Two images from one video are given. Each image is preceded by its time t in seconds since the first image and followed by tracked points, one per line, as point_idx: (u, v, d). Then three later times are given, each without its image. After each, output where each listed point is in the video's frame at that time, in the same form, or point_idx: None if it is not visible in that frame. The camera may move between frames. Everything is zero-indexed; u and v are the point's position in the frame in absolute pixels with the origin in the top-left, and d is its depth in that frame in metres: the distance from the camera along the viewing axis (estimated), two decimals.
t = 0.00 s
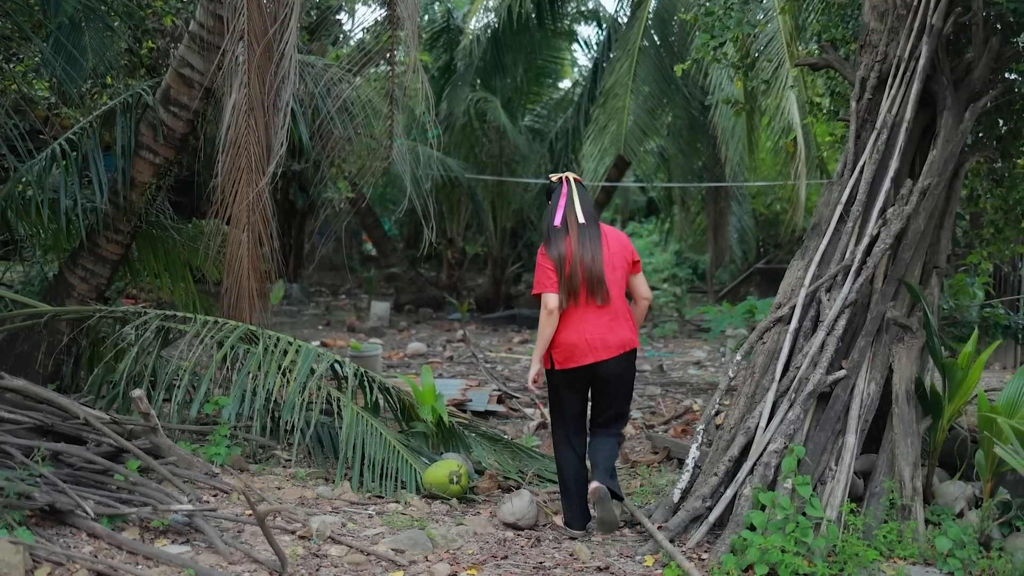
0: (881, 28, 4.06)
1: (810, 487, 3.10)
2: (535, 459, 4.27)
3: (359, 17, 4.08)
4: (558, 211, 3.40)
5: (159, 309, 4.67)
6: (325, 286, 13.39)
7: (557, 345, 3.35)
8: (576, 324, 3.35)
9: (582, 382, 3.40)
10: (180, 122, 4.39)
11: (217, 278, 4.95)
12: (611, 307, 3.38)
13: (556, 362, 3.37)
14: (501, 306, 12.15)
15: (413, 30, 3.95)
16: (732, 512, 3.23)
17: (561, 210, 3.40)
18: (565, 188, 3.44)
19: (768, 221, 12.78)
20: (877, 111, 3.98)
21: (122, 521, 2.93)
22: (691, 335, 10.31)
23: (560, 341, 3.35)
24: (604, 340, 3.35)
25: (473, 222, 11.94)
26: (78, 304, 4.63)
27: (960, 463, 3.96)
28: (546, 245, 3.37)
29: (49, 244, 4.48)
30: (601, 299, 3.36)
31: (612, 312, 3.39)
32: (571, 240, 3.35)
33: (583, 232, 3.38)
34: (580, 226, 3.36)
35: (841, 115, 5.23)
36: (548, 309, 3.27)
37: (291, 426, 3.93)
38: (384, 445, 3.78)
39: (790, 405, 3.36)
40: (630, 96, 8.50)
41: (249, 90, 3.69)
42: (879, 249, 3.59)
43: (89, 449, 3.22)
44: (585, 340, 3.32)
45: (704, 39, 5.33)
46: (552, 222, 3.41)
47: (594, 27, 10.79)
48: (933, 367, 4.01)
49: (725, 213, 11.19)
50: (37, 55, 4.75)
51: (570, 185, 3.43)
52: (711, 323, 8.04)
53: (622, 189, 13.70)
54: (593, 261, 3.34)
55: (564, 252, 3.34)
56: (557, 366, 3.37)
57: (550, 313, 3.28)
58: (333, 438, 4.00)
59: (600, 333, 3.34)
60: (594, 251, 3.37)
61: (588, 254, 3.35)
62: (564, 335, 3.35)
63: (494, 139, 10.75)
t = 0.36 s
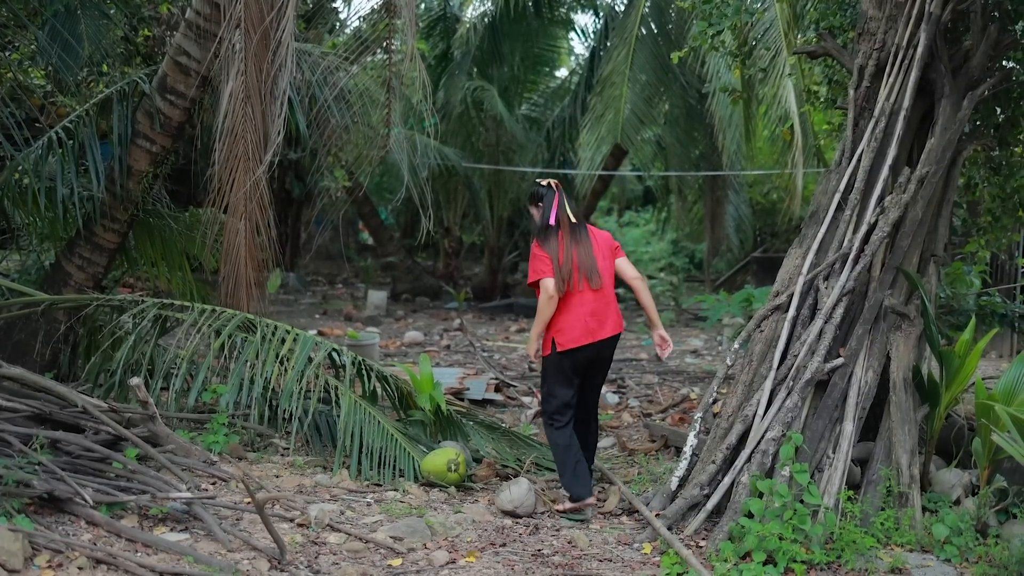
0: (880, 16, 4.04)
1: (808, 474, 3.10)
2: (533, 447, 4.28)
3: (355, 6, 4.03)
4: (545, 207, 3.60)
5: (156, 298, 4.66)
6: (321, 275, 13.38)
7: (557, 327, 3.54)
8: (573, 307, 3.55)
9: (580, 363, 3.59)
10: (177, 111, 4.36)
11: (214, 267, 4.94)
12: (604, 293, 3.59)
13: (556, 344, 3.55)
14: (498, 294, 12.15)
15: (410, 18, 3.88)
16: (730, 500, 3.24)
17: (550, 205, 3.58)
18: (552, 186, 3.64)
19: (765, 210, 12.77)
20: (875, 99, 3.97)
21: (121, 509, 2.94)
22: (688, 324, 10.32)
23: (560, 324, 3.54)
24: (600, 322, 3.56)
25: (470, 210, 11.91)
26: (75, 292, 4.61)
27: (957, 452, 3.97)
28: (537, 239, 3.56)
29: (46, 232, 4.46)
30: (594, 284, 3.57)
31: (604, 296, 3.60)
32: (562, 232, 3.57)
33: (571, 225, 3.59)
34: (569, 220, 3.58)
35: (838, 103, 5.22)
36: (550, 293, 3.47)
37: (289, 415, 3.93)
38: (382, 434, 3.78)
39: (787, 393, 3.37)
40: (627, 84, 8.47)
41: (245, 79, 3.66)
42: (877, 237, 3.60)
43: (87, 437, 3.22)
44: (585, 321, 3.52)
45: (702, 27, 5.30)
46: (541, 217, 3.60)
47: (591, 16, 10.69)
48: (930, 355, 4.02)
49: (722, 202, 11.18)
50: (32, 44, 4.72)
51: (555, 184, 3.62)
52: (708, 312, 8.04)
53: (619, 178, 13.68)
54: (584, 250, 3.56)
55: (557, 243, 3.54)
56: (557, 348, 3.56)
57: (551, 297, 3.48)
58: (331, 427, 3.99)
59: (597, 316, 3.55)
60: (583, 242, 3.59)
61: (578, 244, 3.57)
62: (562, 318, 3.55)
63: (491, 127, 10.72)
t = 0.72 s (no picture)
0: (878, 5, 4.02)
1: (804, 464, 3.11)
2: (531, 437, 4.30)
3: None
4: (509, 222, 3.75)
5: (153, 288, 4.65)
6: (318, 265, 13.36)
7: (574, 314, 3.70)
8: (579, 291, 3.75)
9: (596, 339, 3.80)
10: (173, 100, 4.35)
11: (211, 257, 4.93)
12: (596, 269, 3.83)
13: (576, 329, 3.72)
14: (495, 284, 12.15)
15: (407, 8, 3.87)
16: (727, 489, 3.25)
17: (514, 217, 3.73)
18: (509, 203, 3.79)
19: (763, 200, 12.76)
20: (872, 88, 3.97)
21: (119, 499, 2.94)
22: (685, 314, 10.32)
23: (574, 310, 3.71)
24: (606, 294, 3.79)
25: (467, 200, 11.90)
26: (72, 282, 4.60)
27: (953, 441, 3.99)
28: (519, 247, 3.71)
29: (42, 222, 4.45)
30: (586, 267, 3.79)
31: (597, 273, 3.83)
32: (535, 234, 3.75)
33: (536, 228, 3.80)
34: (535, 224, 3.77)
35: (836, 93, 5.21)
36: (564, 289, 3.61)
37: (287, 405, 3.93)
38: (380, 423, 3.79)
39: (784, 382, 3.38)
40: (625, 72, 8.43)
41: (242, 67, 3.64)
42: (874, 227, 3.60)
43: (85, 427, 3.22)
44: (598, 298, 3.73)
45: (699, 16, 5.29)
46: (510, 231, 3.74)
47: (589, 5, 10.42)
48: (927, 345, 4.03)
49: (719, 191, 11.18)
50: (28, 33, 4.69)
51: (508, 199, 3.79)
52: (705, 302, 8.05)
53: (616, 168, 13.66)
54: (561, 244, 3.78)
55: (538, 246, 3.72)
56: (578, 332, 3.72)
57: (564, 292, 3.63)
58: (329, 416, 4.00)
59: (602, 291, 3.78)
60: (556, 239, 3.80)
61: (554, 240, 3.78)
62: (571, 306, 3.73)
63: (488, 117, 10.69)
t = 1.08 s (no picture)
0: None
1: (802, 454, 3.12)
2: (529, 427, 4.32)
3: None
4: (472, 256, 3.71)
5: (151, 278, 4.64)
6: (315, 256, 13.34)
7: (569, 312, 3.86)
8: (560, 291, 3.90)
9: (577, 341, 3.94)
10: (170, 90, 4.33)
11: (208, 247, 4.92)
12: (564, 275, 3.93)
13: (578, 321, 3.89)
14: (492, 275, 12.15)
15: None
16: (725, 479, 3.25)
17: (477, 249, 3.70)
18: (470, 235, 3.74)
19: (760, 190, 12.75)
20: (870, 78, 3.96)
21: (117, 490, 2.94)
22: (682, 304, 10.33)
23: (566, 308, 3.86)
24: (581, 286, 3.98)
25: (464, 191, 11.89)
26: (69, 273, 4.59)
27: (951, 431, 4.00)
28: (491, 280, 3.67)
29: (39, 212, 4.44)
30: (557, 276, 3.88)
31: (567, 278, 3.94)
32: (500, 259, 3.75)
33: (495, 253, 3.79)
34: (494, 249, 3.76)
35: (834, 83, 5.19)
36: (548, 316, 3.63)
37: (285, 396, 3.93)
38: (379, 414, 3.79)
39: (782, 373, 3.38)
40: (623, 61, 8.39)
41: (239, 57, 3.62)
42: (872, 217, 3.60)
43: (83, 418, 3.22)
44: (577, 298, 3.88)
45: (697, 6, 5.26)
46: (475, 263, 3.72)
47: None
48: (924, 336, 4.04)
49: (716, 181, 11.17)
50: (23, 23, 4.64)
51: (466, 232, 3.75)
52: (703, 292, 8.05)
53: (613, 158, 13.64)
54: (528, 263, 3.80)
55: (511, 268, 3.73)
56: (580, 323, 3.90)
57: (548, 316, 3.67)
58: (327, 407, 4.00)
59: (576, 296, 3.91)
60: (517, 256, 3.84)
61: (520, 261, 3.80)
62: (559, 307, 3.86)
63: (485, 107, 10.65)
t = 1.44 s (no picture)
0: None
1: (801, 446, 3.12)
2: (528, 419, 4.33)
3: None
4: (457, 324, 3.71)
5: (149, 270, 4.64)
6: (313, 247, 13.33)
7: (559, 329, 3.99)
8: (543, 316, 4.02)
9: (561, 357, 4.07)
10: (167, 82, 4.31)
11: (206, 239, 4.91)
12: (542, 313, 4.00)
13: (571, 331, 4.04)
14: (490, 266, 12.15)
15: None
16: (725, 471, 3.26)
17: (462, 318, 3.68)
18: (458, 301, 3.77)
19: (758, 181, 12.73)
20: (869, 70, 3.95)
21: (117, 482, 2.94)
22: (679, 296, 10.33)
23: (554, 327, 3.99)
24: (561, 302, 4.10)
25: (461, 182, 11.87)
26: (67, 265, 4.57)
27: (950, 423, 4.01)
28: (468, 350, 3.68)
29: (36, 204, 4.43)
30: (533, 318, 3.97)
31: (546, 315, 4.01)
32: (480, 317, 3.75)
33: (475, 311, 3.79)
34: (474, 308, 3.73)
35: (832, 74, 5.17)
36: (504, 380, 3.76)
37: (283, 388, 3.94)
38: (377, 406, 3.79)
39: (781, 364, 3.38)
40: (621, 52, 8.35)
41: (237, 49, 3.60)
42: (871, 210, 3.60)
43: (81, 410, 3.21)
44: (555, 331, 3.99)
45: None
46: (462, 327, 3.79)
47: None
48: (922, 328, 4.04)
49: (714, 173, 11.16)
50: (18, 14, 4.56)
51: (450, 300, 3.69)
52: (701, 284, 8.05)
53: (611, 150, 13.62)
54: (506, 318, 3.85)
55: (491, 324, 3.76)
56: (574, 332, 4.05)
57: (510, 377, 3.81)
58: (326, 399, 4.00)
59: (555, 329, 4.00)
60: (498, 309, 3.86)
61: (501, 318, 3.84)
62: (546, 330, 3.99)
63: (483, 99, 10.62)
